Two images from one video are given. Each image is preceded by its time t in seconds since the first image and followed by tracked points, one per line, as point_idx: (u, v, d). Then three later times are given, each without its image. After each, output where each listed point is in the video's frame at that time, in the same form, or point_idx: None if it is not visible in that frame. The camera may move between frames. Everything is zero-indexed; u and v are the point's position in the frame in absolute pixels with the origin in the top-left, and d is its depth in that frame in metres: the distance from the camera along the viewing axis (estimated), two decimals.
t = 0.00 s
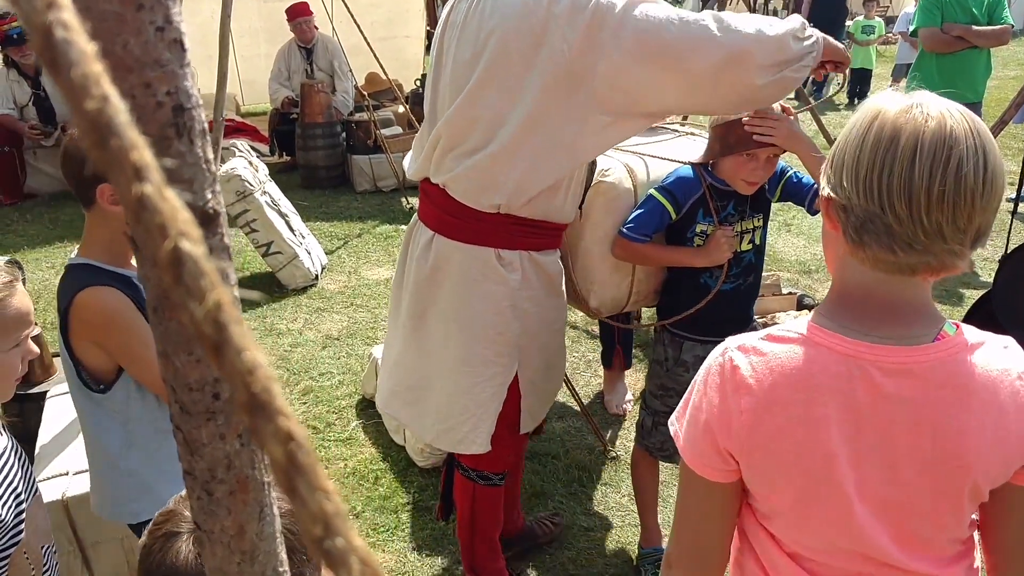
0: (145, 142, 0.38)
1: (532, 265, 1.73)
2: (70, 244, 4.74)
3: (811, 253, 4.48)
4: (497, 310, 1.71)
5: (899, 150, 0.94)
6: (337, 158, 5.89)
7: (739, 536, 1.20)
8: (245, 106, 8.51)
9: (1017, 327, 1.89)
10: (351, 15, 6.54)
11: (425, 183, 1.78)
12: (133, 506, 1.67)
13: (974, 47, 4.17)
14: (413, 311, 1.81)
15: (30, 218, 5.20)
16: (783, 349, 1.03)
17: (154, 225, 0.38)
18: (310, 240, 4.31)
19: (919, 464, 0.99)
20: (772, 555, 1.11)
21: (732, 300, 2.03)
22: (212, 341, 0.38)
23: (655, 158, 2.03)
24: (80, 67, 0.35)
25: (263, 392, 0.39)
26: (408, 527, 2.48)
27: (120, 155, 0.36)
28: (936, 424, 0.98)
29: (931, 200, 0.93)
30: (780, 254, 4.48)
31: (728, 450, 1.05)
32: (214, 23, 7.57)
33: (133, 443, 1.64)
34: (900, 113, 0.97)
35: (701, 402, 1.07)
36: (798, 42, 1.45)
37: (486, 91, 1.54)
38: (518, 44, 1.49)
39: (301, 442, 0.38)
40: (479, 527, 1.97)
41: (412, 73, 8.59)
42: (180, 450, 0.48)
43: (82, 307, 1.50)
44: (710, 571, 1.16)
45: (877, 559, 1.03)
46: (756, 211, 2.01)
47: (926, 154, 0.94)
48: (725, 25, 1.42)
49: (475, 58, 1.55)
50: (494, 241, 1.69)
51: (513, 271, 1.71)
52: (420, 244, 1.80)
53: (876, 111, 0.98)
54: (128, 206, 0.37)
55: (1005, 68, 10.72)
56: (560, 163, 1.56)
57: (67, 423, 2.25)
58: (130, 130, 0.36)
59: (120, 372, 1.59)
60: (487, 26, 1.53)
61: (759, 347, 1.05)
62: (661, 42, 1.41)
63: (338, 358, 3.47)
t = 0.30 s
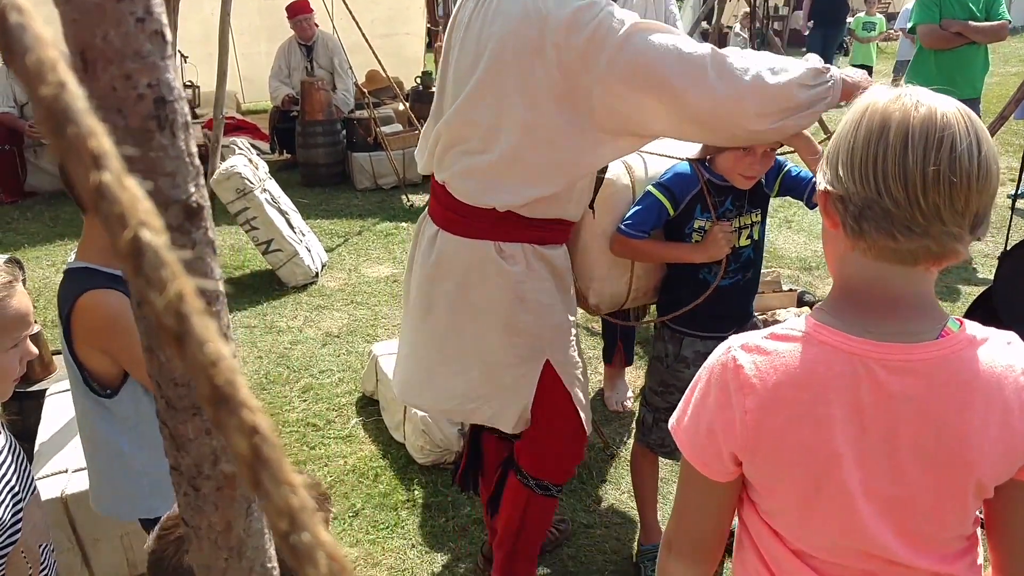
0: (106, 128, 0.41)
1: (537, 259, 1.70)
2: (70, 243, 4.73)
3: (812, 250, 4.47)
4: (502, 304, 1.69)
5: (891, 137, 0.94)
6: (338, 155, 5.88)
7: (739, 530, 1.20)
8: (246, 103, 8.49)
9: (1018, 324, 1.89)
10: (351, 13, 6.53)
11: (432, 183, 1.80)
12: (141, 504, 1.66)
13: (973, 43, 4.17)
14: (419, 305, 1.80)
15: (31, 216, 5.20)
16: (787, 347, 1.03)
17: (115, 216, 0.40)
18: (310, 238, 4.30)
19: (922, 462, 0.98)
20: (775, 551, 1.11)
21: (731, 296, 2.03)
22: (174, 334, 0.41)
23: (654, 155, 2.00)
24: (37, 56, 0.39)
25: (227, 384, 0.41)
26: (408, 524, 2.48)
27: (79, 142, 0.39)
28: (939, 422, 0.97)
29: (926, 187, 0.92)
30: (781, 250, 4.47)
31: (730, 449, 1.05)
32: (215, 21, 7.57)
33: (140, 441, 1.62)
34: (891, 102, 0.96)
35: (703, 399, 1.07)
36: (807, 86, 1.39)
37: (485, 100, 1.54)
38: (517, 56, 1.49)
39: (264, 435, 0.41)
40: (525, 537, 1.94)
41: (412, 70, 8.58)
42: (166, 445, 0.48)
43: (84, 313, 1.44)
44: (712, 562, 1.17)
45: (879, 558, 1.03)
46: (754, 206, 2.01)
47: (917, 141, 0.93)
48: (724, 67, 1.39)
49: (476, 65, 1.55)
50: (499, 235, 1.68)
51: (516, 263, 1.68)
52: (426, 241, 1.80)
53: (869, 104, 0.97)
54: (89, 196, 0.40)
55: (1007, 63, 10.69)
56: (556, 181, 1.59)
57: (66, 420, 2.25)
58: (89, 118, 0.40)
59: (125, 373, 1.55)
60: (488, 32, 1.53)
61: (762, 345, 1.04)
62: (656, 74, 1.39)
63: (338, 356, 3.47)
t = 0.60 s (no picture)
0: (82, 115, 0.38)
1: (563, 260, 1.68)
2: (68, 241, 4.73)
3: (810, 247, 4.47)
4: (523, 308, 1.67)
5: (907, 133, 0.94)
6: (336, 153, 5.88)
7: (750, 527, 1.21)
8: (244, 101, 8.49)
9: (1015, 319, 1.89)
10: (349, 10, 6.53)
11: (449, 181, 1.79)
12: (142, 504, 1.63)
13: (971, 40, 4.17)
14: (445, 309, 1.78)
15: (28, 214, 5.20)
16: (802, 345, 1.02)
17: (90, 205, 0.38)
18: (309, 236, 4.31)
19: (936, 461, 0.98)
20: (787, 550, 1.11)
21: (730, 293, 2.02)
22: (152, 323, 0.39)
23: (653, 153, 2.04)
24: (8, 40, 0.35)
25: (205, 374, 0.39)
26: (406, 521, 2.48)
27: (54, 131, 0.36)
28: (954, 421, 0.97)
29: (943, 184, 0.92)
30: (780, 247, 4.47)
31: (743, 446, 1.05)
32: (213, 19, 7.56)
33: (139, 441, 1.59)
34: (905, 99, 0.96)
35: (717, 396, 1.06)
36: (810, 137, 1.44)
37: (497, 107, 1.54)
38: (532, 67, 1.49)
39: (245, 428, 0.39)
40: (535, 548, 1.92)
41: (411, 69, 8.57)
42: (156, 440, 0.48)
43: (86, 314, 1.42)
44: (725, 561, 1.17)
45: (891, 556, 1.03)
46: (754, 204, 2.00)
47: (934, 138, 0.93)
48: (732, 111, 1.42)
49: (490, 68, 1.54)
50: (527, 236, 1.65)
51: (541, 266, 1.66)
52: (450, 244, 1.77)
53: (885, 100, 0.97)
54: (63, 185, 0.38)
55: (1006, 61, 10.69)
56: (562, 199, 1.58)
57: (64, 418, 2.25)
58: (64, 106, 0.37)
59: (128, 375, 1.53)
60: (504, 36, 1.51)
61: (776, 343, 1.04)
62: (666, 110, 1.43)
63: (337, 354, 3.47)
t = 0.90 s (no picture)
0: (61, 101, 0.35)
1: (586, 263, 1.69)
2: (65, 237, 4.73)
3: (808, 244, 4.48)
4: (548, 311, 1.68)
5: (927, 130, 0.93)
6: (334, 149, 5.88)
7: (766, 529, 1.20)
8: (242, 97, 8.48)
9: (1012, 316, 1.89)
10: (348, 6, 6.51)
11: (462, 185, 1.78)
12: (141, 499, 1.63)
13: (969, 36, 4.17)
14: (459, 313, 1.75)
15: (25, 210, 5.19)
16: (822, 341, 1.02)
17: (68, 190, 0.35)
18: (306, 232, 4.32)
19: (957, 455, 0.99)
20: (805, 551, 1.10)
21: (729, 290, 2.01)
22: (132, 310, 0.36)
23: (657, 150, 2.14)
24: None
25: (186, 361, 0.38)
26: (403, 517, 2.48)
27: (32, 118, 0.33)
28: (976, 416, 0.97)
29: (964, 183, 0.92)
30: (778, 244, 4.47)
31: (764, 445, 1.04)
32: (210, 14, 7.54)
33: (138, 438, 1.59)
34: (926, 96, 0.96)
35: (738, 394, 1.05)
36: (812, 161, 1.48)
37: (508, 111, 1.53)
38: (543, 72, 1.47)
39: (227, 414, 0.38)
40: (542, 546, 1.96)
41: (410, 65, 8.56)
42: (147, 433, 0.47)
43: (89, 313, 1.41)
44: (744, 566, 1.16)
45: (911, 553, 1.03)
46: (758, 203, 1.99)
47: (954, 135, 0.93)
48: (741, 133, 1.46)
49: (501, 70, 1.53)
50: (554, 239, 1.65)
51: (564, 270, 1.66)
52: (466, 246, 1.75)
53: (905, 95, 0.97)
54: (40, 170, 0.34)
55: (1003, 57, 10.72)
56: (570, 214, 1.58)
57: (60, 415, 2.25)
58: (42, 90, 0.34)
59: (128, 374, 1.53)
60: (516, 39, 1.49)
61: (796, 339, 1.03)
62: (674, 129, 1.44)
63: (334, 351, 3.46)
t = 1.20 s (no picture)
0: (69, 100, 0.35)
1: (595, 264, 1.69)
2: (66, 237, 4.73)
3: (808, 243, 4.48)
4: (558, 311, 1.69)
5: (955, 152, 0.92)
6: (335, 149, 5.88)
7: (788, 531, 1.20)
8: (242, 97, 8.48)
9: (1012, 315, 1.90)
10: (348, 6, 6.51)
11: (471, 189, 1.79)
12: (144, 497, 1.63)
13: (969, 35, 4.17)
14: (469, 315, 1.76)
15: (24, 210, 5.19)
16: (848, 334, 1.03)
17: (76, 188, 0.35)
18: (306, 232, 4.32)
19: (988, 447, 0.99)
20: (829, 550, 1.10)
21: (732, 292, 2.01)
22: (140, 306, 0.36)
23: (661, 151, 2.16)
24: None
25: (193, 357, 0.38)
26: (403, 516, 2.48)
27: (42, 117, 0.33)
28: (1005, 407, 0.98)
29: (986, 209, 0.92)
30: (778, 243, 4.48)
31: (791, 438, 1.04)
32: (210, 14, 7.54)
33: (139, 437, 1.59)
34: (959, 113, 0.94)
35: (764, 387, 1.06)
36: (816, 175, 1.50)
37: (516, 114, 1.54)
38: (553, 78, 1.47)
39: (233, 409, 0.39)
40: (548, 546, 1.96)
41: (410, 65, 8.56)
42: (151, 430, 0.48)
43: (92, 311, 1.42)
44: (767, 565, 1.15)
45: (938, 549, 1.03)
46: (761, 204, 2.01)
47: (980, 158, 0.92)
48: (749, 142, 1.46)
49: (510, 72, 1.53)
50: (557, 241, 1.66)
51: (574, 269, 1.67)
52: (474, 246, 1.77)
53: (934, 108, 0.95)
54: (49, 169, 0.34)
55: (1002, 57, 10.73)
56: (578, 222, 1.60)
57: (61, 415, 2.25)
58: (52, 89, 0.34)
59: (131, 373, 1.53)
60: (525, 43, 1.49)
61: (822, 332, 1.04)
62: (683, 135, 1.45)
63: (335, 350, 3.46)
